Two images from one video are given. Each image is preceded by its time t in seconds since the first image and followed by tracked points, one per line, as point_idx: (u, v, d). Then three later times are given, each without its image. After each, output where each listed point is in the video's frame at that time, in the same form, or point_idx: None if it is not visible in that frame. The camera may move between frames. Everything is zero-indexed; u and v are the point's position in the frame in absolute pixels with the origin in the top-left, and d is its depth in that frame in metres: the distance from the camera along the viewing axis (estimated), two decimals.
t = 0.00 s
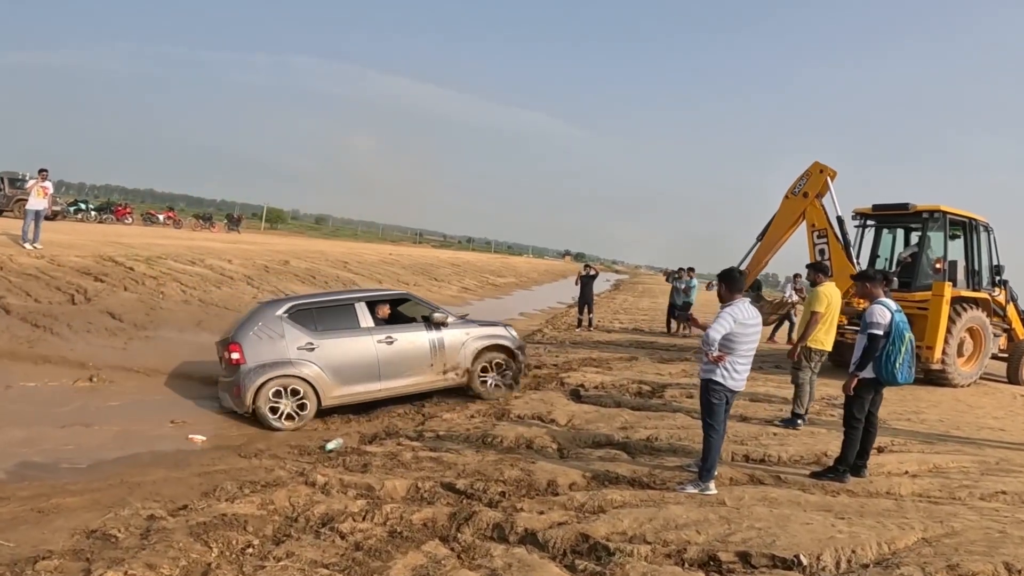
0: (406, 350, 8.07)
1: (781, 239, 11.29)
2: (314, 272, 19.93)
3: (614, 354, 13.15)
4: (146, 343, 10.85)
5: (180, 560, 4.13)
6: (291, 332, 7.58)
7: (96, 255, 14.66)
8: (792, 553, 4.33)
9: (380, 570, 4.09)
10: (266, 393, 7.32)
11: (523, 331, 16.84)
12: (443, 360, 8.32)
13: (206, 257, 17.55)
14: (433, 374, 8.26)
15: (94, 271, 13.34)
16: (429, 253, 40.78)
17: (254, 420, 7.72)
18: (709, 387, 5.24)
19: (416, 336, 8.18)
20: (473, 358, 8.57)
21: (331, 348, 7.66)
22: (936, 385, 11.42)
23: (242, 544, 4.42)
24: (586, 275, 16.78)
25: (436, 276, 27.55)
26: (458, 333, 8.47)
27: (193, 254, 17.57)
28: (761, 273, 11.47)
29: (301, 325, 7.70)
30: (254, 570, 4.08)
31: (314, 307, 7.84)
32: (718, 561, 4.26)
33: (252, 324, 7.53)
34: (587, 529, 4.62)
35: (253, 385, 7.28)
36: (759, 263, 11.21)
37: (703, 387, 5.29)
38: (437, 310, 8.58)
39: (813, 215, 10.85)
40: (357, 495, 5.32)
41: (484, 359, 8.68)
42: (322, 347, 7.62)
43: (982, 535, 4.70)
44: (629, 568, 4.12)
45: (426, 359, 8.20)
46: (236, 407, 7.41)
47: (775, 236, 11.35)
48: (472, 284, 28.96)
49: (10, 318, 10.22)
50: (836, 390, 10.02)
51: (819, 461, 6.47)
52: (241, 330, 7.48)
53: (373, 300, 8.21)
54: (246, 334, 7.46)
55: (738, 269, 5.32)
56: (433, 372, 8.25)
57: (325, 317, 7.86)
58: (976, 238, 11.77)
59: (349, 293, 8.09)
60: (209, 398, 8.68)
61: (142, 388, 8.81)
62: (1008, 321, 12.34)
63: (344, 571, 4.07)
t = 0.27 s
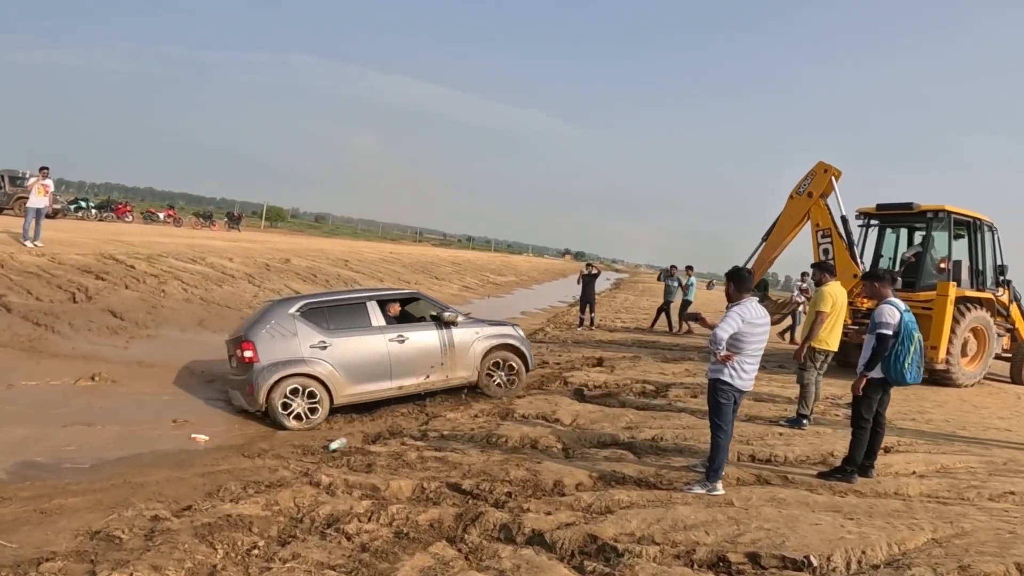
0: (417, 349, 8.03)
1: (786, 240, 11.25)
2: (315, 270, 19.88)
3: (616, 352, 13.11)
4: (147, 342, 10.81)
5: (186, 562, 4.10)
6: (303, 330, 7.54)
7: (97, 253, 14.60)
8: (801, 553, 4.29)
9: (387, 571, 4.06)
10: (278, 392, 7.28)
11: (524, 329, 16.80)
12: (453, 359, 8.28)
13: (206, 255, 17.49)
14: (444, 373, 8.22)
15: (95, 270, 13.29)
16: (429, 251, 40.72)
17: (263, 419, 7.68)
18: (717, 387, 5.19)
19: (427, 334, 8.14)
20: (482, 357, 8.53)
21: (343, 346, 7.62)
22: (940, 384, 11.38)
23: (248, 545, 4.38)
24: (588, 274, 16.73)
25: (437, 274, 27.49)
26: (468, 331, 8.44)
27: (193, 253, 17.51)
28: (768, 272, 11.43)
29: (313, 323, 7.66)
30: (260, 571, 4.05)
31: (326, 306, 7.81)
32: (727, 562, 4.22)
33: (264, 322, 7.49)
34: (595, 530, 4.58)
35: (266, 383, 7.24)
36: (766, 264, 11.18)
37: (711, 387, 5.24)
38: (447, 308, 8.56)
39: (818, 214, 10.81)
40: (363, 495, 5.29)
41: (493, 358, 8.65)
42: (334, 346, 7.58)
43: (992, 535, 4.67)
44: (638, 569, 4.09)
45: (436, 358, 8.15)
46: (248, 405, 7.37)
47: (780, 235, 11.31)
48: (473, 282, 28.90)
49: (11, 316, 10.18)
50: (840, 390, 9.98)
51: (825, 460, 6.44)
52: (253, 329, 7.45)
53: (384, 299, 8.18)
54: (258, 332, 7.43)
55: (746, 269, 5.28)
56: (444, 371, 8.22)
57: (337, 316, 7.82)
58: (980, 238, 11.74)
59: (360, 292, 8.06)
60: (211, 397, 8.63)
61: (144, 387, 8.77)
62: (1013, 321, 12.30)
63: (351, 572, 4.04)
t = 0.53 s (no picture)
0: (418, 349, 8.00)
1: (789, 238, 11.21)
2: (315, 269, 19.84)
3: (617, 351, 13.07)
4: (147, 341, 10.78)
5: (185, 562, 4.07)
6: (303, 330, 7.51)
7: (97, 252, 14.57)
8: (806, 554, 4.26)
9: (388, 573, 4.02)
10: (278, 392, 7.26)
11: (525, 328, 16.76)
12: (453, 359, 8.24)
13: (207, 254, 17.45)
14: (444, 373, 8.19)
15: (95, 268, 13.25)
16: (429, 250, 40.67)
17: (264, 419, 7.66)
18: (721, 386, 5.16)
19: (427, 334, 8.10)
20: (483, 356, 8.50)
21: (343, 346, 7.58)
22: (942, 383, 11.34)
23: (248, 546, 4.35)
24: (588, 272, 16.69)
25: (438, 273, 27.44)
26: (469, 331, 8.40)
27: (194, 251, 17.47)
28: (771, 271, 11.40)
29: (313, 323, 7.63)
30: (260, 572, 4.01)
31: (326, 305, 7.77)
32: (731, 562, 4.19)
33: (263, 322, 7.47)
34: (597, 530, 4.55)
35: (266, 383, 7.21)
36: (768, 262, 11.14)
37: (714, 387, 5.21)
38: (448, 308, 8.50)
39: (820, 213, 10.77)
40: (363, 495, 5.26)
41: (493, 357, 8.62)
42: (334, 345, 7.55)
43: (998, 535, 4.63)
44: (641, 570, 4.05)
45: (436, 358, 8.12)
46: (248, 405, 7.34)
47: (782, 234, 11.27)
48: (474, 281, 28.85)
49: (10, 315, 10.14)
50: (842, 389, 9.94)
51: (828, 460, 6.40)
52: (253, 329, 7.42)
53: (383, 299, 8.14)
54: (258, 332, 7.40)
55: (749, 267, 5.24)
56: (444, 371, 8.18)
57: (337, 316, 7.78)
58: (983, 236, 11.69)
59: (360, 292, 8.02)
60: (211, 396, 8.60)
61: (143, 386, 8.74)
62: (1015, 320, 12.26)
63: (351, 573, 4.00)
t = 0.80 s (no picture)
0: (418, 348, 7.97)
1: (790, 237, 11.18)
2: (316, 268, 19.81)
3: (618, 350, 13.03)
4: (146, 340, 10.75)
5: (184, 562, 4.04)
6: (303, 329, 7.48)
7: (96, 251, 14.53)
8: (809, 553, 4.23)
9: (389, 572, 3.99)
10: (278, 390, 7.23)
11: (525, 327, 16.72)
12: (453, 359, 8.21)
13: (206, 253, 17.41)
14: (444, 372, 8.16)
15: (95, 267, 13.22)
16: (429, 249, 40.62)
17: (264, 418, 7.62)
18: (723, 384, 5.13)
19: (427, 333, 8.08)
20: (483, 356, 8.47)
21: (342, 345, 7.55)
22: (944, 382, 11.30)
23: (247, 545, 4.32)
24: (589, 271, 16.65)
25: (438, 272, 27.40)
26: (469, 330, 8.37)
27: (194, 250, 17.43)
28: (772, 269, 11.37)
29: (313, 322, 7.60)
30: (259, 572, 3.98)
31: (326, 304, 7.75)
32: (734, 562, 4.15)
33: (263, 320, 7.44)
34: (599, 529, 4.52)
35: (265, 382, 7.17)
36: (769, 261, 11.10)
37: (717, 385, 5.18)
38: (448, 307, 8.47)
39: (822, 211, 10.74)
40: (363, 494, 5.23)
41: (493, 356, 8.59)
42: (334, 344, 7.52)
43: (1002, 534, 4.60)
44: (643, 569, 4.02)
45: (436, 357, 8.09)
46: (247, 404, 7.31)
47: (783, 233, 11.24)
48: (474, 280, 28.81)
49: (9, 314, 10.11)
50: (844, 387, 9.90)
51: (830, 459, 6.36)
52: (252, 327, 7.39)
53: (382, 298, 8.11)
54: (257, 331, 7.37)
55: (751, 265, 5.21)
56: (444, 370, 8.15)
57: (337, 315, 7.75)
58: (984, 235, 11.65)
59: (360, 291, 7.99)
60: (210, 395, 8.56)
61: (143, 385, 8.71)
62: (1017, 319, 12.22)
63: (351, 573, 3.97)
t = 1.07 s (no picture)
0: (419, 348, 7.94)
1: (792, 236, 11.15)
2: (316, 268, 19.78)
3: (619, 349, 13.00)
4: (147, 339, 10.71)
5: (185, 562, 4.00)
6: (303, 328, 7.45)
7: (96, 251, 14.50)
8: (815, 553, 4.20)
9: (392, 573, 3.95)
10: (278, 390, 7.19)
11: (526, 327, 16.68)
12: (454, 358, 8.18)
13: (207, 252, 17.38)
14: (445, 371, 8.13)
15: (95, 267, 13.19)
16: (429, 249, 40.58)
17: (264, 418, 7.59)
18: (727, 383, 5.09)
19: (428, 333, 8.04)
20: (484, 355, 8.44)
21: (343, 345, 7.53)
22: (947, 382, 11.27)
23: (248, 546, 4.28)
24: (589, 271, 16.61)
25: (438, 272, 27.36)
26: (470, 330, 8.34)
27: (194, 250, 17.40)
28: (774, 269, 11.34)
29: (313, 321, 7.57)
30: (261, 572, 3.95)
31: (326, 304, 7.72)
32: (739, 562, 4.12)
33: (263, 320, 7.41)
34: (603, 529, 4.49)
35: (266, 381, 7.14)
36: (771, 260, 11.07)
37: (721, 384, 5.14)
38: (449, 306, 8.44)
39: (823, 210, 10.71)
40: (365, 494, 5.19)
41: (494, 356, 8.56)
42: (335, 344, 7.49)
43: (1009, 534, 4.57)
44: (648, 570, 3.98)
45: (437, 357, 8.05)
46: (248, 404, 7.28)
47: (785, 232, 11.20)
48: (474, 280, 28.77)
49: (9, 314, 10.07)
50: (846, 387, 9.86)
51: (834, 458, 6.33)
52: (253, 326, 7.37)
53: (383, 297, 8.09)
54: (258, 330, 7.34)
55: (755, 263, 5.17)
56: (445, 369, 8.12)
57: (338, 314, 7.72)
58: (987, 234, 11.62)
59: (360, 290, 7.96)
60: (210, 395, 8.53)
61: (143, 384, 8.67)
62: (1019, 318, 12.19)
63: (354, 573, 3.94)
